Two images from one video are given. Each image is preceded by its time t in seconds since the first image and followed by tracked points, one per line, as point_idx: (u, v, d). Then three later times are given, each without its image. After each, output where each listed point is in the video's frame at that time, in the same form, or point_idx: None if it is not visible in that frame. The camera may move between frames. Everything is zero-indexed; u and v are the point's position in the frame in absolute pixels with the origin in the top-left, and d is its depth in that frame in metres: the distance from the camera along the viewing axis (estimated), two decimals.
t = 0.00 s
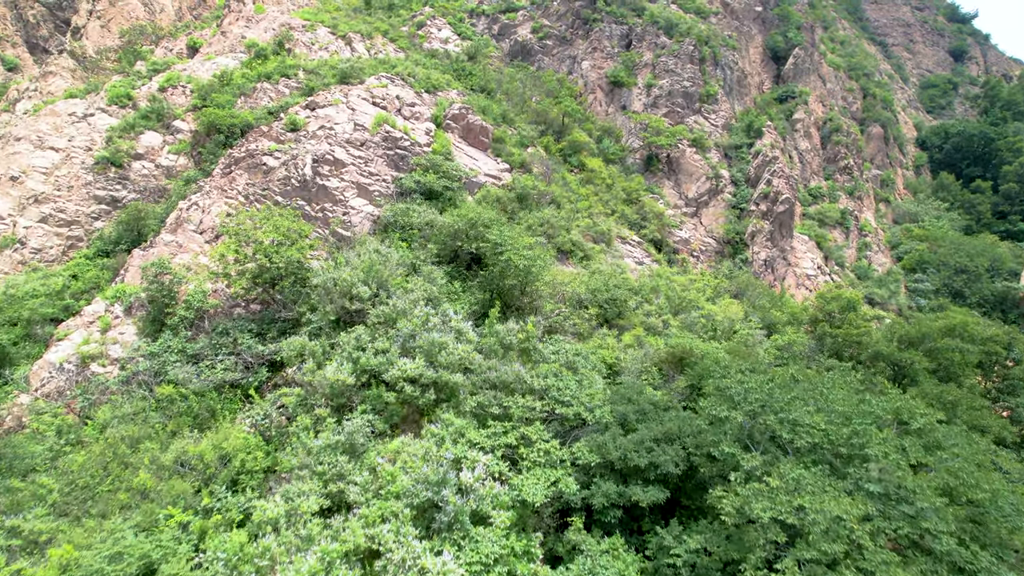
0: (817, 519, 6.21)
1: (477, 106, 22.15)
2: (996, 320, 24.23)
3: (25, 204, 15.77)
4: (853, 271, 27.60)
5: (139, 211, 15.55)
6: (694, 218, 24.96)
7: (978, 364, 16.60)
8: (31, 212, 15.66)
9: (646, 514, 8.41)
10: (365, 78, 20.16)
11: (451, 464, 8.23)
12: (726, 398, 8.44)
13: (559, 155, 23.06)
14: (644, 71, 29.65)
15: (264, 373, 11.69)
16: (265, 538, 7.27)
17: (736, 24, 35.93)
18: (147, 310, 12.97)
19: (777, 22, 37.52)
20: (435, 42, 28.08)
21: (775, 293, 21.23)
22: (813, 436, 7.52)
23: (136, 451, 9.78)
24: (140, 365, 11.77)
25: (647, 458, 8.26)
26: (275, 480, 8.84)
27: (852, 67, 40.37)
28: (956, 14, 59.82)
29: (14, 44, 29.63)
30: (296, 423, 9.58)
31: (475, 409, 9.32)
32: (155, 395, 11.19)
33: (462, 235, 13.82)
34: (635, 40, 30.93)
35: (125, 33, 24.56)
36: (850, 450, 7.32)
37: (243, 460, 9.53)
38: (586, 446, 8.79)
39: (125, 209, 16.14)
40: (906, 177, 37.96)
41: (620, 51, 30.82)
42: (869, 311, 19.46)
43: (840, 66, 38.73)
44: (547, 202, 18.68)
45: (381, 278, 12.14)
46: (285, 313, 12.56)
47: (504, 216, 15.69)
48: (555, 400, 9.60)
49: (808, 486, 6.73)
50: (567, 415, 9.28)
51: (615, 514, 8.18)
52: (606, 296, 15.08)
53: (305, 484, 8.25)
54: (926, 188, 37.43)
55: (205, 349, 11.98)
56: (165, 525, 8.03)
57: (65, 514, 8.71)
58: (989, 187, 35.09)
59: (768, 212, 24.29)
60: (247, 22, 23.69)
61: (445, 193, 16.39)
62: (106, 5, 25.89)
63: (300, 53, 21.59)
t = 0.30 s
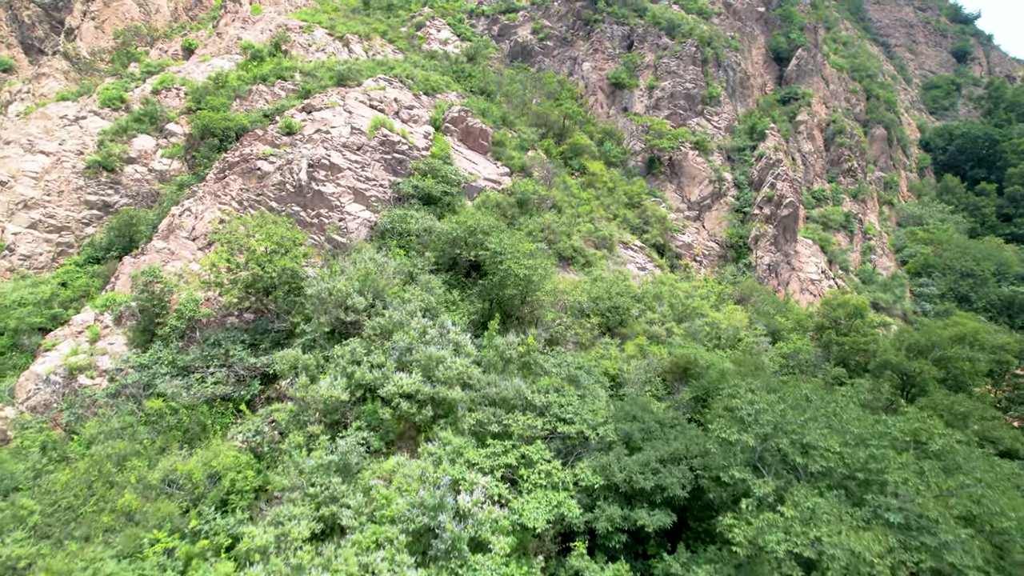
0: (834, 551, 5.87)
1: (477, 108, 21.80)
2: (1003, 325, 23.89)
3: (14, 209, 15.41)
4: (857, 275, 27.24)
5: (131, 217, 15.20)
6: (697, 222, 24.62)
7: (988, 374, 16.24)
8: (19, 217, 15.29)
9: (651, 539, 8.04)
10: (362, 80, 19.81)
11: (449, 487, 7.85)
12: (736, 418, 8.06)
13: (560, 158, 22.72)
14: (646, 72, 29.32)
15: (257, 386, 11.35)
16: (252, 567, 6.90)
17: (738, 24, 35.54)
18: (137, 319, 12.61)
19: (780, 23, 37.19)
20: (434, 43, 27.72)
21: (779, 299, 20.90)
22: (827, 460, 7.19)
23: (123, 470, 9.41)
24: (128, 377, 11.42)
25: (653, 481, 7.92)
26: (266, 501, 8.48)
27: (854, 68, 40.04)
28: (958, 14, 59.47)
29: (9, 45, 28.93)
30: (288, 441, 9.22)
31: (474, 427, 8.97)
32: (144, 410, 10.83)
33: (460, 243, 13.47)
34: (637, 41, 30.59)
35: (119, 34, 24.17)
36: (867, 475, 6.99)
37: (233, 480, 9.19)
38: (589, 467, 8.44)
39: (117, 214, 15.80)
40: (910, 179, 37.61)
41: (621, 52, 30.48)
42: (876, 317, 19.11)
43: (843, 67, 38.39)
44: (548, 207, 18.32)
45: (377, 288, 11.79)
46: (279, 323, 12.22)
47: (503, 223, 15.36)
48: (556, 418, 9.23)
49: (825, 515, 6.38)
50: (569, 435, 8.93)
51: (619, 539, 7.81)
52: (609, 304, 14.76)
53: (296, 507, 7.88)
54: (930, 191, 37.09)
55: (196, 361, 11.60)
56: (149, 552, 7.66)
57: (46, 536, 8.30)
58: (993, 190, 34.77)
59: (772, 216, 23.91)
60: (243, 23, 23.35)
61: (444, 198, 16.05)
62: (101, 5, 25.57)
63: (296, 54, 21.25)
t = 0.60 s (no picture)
0: None
1: (476, 111, 21.47)
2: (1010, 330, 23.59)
3: (3, 215, 15.08)
4: (862, 279, 26.90)
5: (123, 223, 14.87)
6: (699, 226, 24.29)
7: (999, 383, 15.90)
8: (8, 223, 14.95)
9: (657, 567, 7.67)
10: (360, 82, 19.47)
11: (446, 512, 7.49)
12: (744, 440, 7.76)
13: (561, 161, 22.40)
14: (648, 74, 29.01)
15: (249, 400, 11.03)
16: None
17: (741, 25, 35.21)
18: (127, 330, 12.26)
19: (782, 24, 36.85)
20: (433, 44, 27.37)
21: (784, 305, 20.58)
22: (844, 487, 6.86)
23: (108, 489, 9.05)
24: (115, 391, 11.07)
25: (660, 506, 7.57)
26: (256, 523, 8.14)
27: (857, 69, 39.71)
28: (961, 15, 59.17)
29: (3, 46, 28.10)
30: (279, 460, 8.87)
31: (472, 446, 8.64)
32: (131, 425, 10.47)
33: (459, 251, 13.14)
34: (638, 43, 30.25)
35: (113, 36, 23.82)
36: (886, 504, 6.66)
37: (222, 501, 8.84)
38: (593, 490, 8.12)
39: (108, 220, 15.46)
40: (914, 181, 37.27)
41: (622, 53, 30.15)
42: (882, 324, 18.80)
43: (846, 69, 38.06)
44: (549, 212, 18.00)
45: (373, 298, 11.44)
46: (272, 334, 11.89)
47: (503, 229, 15.03)
48: (558, 437, 8.94)
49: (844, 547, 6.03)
50: (572, 455, 8.59)
51: (624, 566, 7.44)
52: (611, 313, 14.46)
53: (285, 533, 7.52)
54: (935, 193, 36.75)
55: (187, 373, 11.24)
56: None
57: (26, 561, 7.87)
58: (998, 193, 34.46)
59: (776, 220, 23.57)
60: (239, 24, 23.00)
61: (442, 203, 15.72)
62: (95, 6, 25.26)
63: (293, 56, 20.91)
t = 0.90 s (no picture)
0: None
1: (475, 114, 21.14)
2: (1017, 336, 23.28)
3: None
4: (866, 283, 26.57)
5: (115, 229, 14.56)
6: (702, 229, 23.95)
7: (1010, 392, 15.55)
8: None
9: None
10: (357, 85, 19.13)
11: (445, 540, 7.11)
12: (756, 464, 7.43)
13: (562, 165, 22.08)
14: (650, 76, 28.70)
15: (241, 415, 10.72)
16: None
17: (744, 26, 34.88)
18: (117, 340, 11.91)
19: (785, 24, 36.51)
20: (432, 45, 27.03)
21: (788, 311, 20.25)
22: (862, 515, 6.56)
23: (92, 510, 8.66)
24: (102, 405, 10.70)
25: (667, 532, 7.25)
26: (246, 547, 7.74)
27: (861, 70, 39.36)
28: (964, 16, 58.87)
29: None
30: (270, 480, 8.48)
31: (471, 466, 8.30)
32: (119, 441, 10.10)
33: (458, 259, 12.79)
34: (640, 43, 29.91)
35: (107, 37, 23.47)
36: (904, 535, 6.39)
37: (211, 523, 8.47)
38: (597, 514, 7.78)
39: (99, 226, 15.14)
40: (918, 183, 36.93)
41: (624, 55, 29.80)
42: (889, 331, 18.49)
43: (849, 70, 37.73)
44: (550, 217, 17.67)
45: (369, 309, 11.08)
46: (264, 346, 11.55)
47: (503, 236, 14.72)
48: (560, 456, 8.59)
49: None
50: (575, 478, 8.26)
51: None
52: (613, 322, 14.16)
53: (274, 560, 7.10)
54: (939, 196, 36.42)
55: (177, 387, 10.87)
56: None
57: None
58: (1003, 195, 34.15)
59: (779, 224, 23.22)
60: (235, 25, 22.64)
61: (441, 209, 15.39)
62: (90, 7, 24.92)
63: (290, 58, 20.57)
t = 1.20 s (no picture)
0: None
1: (475, 116, 20.83)
2: None
3: None
4: (870, 287, 26.23)
5: (106, 236, 14.25)
6: (705, 234, 23.62)
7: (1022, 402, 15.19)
8: None
9: None
10: (355, 87, 18.79)
11: (441, 570, 6.72)
12: (769, 493, 7.14)
13: (563, 168, 21.76)
14: (652, 77, 28.36)
15: (232, 430, 10.41)
16: None
17: (746, 27, 34.57)
18: (106, 352, 11.56)
19: (787, 25, 36.18)
20: (431, 47, 26.71)
21: (793, 317, 19.91)
22: (883, 548, 6.27)
23: (76, 533, 8.23)
24: (88, 420, 10.33)
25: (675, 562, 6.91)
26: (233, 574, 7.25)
27: (864, 71, 39.01)
28: (966, 17, 58.56)
29: None
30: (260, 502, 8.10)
31: (470, 490, 7.96)
32: (105, 458, 9.69)
33: (457, 267, 12.44)
34: (642, 44, 29.56)
35: (101, 38, 23.12)
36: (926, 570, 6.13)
37: (199, 548, 8.14)
38: (602, 541, 7.42)
39: (90, 233, 14.81)
40: (922, 185, 36.59)
41: (625, 56, 29.46)
42: (896, 338, 18.18)
43: (853, 71, 37.40)
44: (551, 222, 17.34)
45: (364, 320, 10.73)
46: (257, 358, 11.23)
47: (503, 243, 14.39)
48: (563, 478, 8.26)
49: None
50: (578, 502, 7.91)
51: None
52: (616, 331, 13.83)
53: None
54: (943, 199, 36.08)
55: (167, 402, 10.53)
56: None
57: None
58: (1008, 198, 33.84)
59: (784, 228, 22.75)
60: (231, 27, 22.30)
61: (439, 215, 15.07)
62: (84, 8, 24.58)
63: (286, 60, 20.23)
